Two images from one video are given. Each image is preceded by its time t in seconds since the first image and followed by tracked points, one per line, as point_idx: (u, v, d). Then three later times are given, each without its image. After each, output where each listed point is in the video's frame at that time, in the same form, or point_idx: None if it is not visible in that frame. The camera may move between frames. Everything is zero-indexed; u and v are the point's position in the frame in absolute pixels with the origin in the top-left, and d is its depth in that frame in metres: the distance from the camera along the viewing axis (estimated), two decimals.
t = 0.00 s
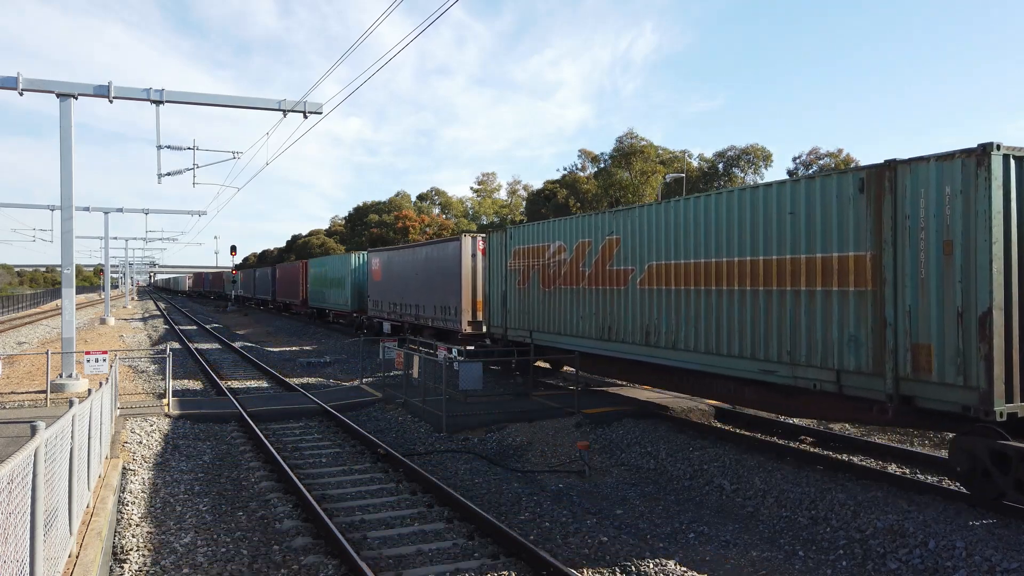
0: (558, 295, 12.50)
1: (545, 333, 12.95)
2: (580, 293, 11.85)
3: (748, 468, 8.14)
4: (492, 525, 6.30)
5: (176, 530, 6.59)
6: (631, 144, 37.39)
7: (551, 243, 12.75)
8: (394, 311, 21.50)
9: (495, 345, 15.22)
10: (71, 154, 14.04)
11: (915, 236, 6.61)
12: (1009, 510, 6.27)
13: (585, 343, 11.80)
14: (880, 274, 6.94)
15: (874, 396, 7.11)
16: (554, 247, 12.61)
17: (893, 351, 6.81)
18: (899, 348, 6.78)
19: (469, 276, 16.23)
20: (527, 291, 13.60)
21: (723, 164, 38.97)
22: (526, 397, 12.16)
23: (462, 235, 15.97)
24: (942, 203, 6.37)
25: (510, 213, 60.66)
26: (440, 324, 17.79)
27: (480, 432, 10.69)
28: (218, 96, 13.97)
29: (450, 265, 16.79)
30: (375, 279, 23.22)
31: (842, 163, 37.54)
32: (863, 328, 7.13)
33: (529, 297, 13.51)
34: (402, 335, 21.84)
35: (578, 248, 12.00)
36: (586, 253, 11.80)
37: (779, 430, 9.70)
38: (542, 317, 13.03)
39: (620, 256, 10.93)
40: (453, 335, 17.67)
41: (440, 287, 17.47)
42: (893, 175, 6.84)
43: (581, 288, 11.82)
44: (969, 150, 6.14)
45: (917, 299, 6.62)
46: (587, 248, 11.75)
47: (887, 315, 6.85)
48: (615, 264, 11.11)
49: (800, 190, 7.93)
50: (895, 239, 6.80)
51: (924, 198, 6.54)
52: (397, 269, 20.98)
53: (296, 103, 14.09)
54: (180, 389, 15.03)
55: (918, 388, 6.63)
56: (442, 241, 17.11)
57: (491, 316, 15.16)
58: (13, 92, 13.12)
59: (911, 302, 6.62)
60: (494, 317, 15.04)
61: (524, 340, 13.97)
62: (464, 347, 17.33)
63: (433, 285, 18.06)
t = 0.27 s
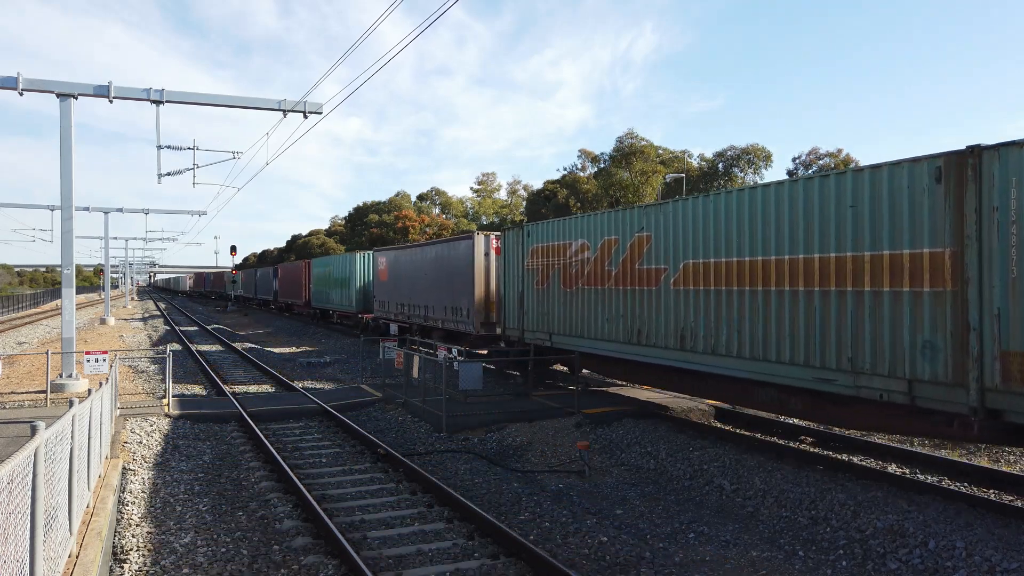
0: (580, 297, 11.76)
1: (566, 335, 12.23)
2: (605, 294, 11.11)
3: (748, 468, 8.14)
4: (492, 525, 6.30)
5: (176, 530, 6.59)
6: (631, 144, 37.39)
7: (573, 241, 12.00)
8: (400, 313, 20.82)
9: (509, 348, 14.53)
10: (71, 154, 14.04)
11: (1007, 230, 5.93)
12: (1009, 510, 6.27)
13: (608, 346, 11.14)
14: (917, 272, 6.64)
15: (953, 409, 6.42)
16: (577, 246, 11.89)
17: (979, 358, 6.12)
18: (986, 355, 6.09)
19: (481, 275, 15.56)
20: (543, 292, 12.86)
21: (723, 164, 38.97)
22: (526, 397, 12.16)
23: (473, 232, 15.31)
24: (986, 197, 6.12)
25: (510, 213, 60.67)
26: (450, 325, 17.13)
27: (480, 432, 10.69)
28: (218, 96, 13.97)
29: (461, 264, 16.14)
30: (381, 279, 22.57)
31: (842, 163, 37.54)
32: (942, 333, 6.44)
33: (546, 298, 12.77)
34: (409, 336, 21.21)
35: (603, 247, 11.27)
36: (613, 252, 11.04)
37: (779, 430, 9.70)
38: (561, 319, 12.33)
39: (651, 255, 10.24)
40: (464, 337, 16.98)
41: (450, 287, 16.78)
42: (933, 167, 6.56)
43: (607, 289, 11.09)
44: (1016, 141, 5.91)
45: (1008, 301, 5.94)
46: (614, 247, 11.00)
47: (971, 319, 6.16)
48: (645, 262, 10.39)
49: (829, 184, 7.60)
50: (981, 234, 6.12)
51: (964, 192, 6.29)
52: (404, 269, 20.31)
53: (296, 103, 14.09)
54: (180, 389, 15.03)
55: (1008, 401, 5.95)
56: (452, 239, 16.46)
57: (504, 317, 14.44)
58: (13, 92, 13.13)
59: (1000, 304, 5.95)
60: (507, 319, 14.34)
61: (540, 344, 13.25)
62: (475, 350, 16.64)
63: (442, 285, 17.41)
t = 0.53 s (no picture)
0: (607, 298, 11.09)
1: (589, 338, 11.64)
2: (636, 295, 10.41)
3: (748, 468, 8.14)
4: (492, 525, 6.30)
5: (176, 530, 6.59)
6: (631, 144, 37.39)
7: (601, 239, 11.28)
8: (407, 314, 20.21)
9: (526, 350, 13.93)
10: (71, 154, 14.04)
11: None
12: (1009, 510, 6.27)
13: (632, 349, 10.59)
14: (919, 272, 6.55)
15: None
16: (604, 243, 11.19)
17: None
18: None
19: (496, 275, 14.97)
20: (566, 293, 12.22)
21: (723, 164, 38.98)
22: (526, 396, 12.17)
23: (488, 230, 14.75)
24: (987, 197, 6.07)
25: (510, 213, 60.67)
26: (462, 326, 16.53)
27: (479, 432, 10.70)
28: (218, 96, 13.97)
29: (474, 263, 15.56)
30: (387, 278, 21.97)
31: (842, 163, 37.55)
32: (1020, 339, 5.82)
33: (569, 299, 12.13)
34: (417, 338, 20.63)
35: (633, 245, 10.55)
36: (645, 250, 10.29)
37: (779, 429, 9.70)
38: (584, 320, 11.73)
39: (685, 253, 9.54)
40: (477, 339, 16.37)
41: (463, 286, 16.17)
42: (935, 166, 6.49)
43: (638, 289, 10.38)
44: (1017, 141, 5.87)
45: None
46: (646, 245, 10.26)
47: None
48: (680, 261, 9.62)
49: (831, 184, 7.50)
50: None
51: (964, 191, 6.24)
52: (412, 268, 19.72)
53: (296, 103, 14.10)
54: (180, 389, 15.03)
55: None
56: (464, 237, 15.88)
57: (524, 319, 13.80)
58: (13, 92, 13.13)
59: None
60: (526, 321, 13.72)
61: (562, 347, 12.60)
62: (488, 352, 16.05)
63: (453, 285, 16.82)
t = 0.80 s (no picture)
0: (635, 299, 10.56)
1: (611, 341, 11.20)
2: (668, 296, 9.86)
3: (748, 468, 8.14)
4: (492, 525, 6.30)
5: (176, 530, 6.58)
6: (631, 144, 37.37)
7: (631, 235, 10.72)
8: (417, 314, 19.78)
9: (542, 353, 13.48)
10: (71, 154, 14.04)
11: None
12: (1009, 510, 6.27)
13: (654, 353, 10.22)
14: (917, 272, 6.64)
15: None
16: (634, 240, 10.62)
17: None
18: None
19: (512, 275, 14.55)
20: (588, 292, 11.72)
21: (723, 164, 38.98)
22: (526, 396, 12.17)
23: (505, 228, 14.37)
24: (983, 197, 6.17)
25: (510, 214, 60.67)
26: (475, 328, 16.11)
27: (479, 432, 10.71)
28: (218, 96, 13.97)
29: (489, 263, 15.15)
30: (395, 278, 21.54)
31: (842, 163, 37.54)
32: None
33: (591, 299, 11.64)
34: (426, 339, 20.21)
35: (666, 241, 9.98)
36: (680, 247, 9.71)
37: (779, 429, 9.70)
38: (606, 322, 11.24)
39: (721, 251, 9.03)
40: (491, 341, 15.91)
41: (478, 287, 15.74)
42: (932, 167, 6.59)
43: (671, 290, 9.81)
44: (1014, 141, 5.97)
45: None
46: (682, 242, 9.66)
47: None
48: (720, 260, 9.06)
49: (831, 184, 7.59)
50: None
51: (962, 191, 6.34)
52: (422, 268, 19.28)
53: (296, 103, 14.10)
54: (180, 390, 15.03)
55: None
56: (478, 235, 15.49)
57: (543, 320, 13.36)
58: (13, 92, 13.13)
59: None
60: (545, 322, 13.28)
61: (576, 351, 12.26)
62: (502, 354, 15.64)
63: (466, 285, 16.40)
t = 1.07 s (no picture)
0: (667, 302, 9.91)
1: (640, 346, 10.57)
2: (707, 297, 9.18)
3: (748, 468, 8.14)
4: (492, 525, 6.30)
5: (176, 530, 6.59)
6: (631, 144, 37.36)
7: (663, 233, 10.01)
8: (427, 315, 19.30)
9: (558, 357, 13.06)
10: (71, 153, 14.04)
11: None
12: (1009, 510, 6.27)
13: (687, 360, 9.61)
14: (916, 272, 6.63)
15: None
16: (669, 237, 9.88)
17: None
18: None
19: (529, 275, 14.10)
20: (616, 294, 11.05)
21: (723, 163, 38.98)
22: (526, 397, 12.17)
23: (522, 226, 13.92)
24: (982, 197, 6.17)
25: (510, 214, 60.70)
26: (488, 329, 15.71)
27: (479, 432, 10.72)
28: (218, 96, 13.97)
29: (505, 262, 14.68)
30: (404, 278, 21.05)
31: (842, 163, 37.54)
32: None
33: (619, 302, 10.99)
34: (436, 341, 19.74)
35: (704, 239, 9.27)
36: (720, 244, 8.99)
37: (779, 429, 9.70)
38: (634, 326, 10.65)
39: (769, 246, 8.25)
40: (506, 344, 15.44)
41: (493, 286, 15.27)
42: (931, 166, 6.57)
43: (710, 290, 9.14)
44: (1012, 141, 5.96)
45: None
46: (723, 239, 8.94)
47: None
48: (768, 258, 8.30)
49: (826, 184, 7.59)
50: None
51: (960, 191, 6.33)
52: (432, 267, 18.80)
53: (296, 103, 14.10)
54: (180, 390, 15.03)
55: None
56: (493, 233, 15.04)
57: (564, 323, 12.73)
58: (13, 92, 13.13)
59: None
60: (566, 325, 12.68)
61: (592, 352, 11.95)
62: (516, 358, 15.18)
63: (480, 285, 15.93)
